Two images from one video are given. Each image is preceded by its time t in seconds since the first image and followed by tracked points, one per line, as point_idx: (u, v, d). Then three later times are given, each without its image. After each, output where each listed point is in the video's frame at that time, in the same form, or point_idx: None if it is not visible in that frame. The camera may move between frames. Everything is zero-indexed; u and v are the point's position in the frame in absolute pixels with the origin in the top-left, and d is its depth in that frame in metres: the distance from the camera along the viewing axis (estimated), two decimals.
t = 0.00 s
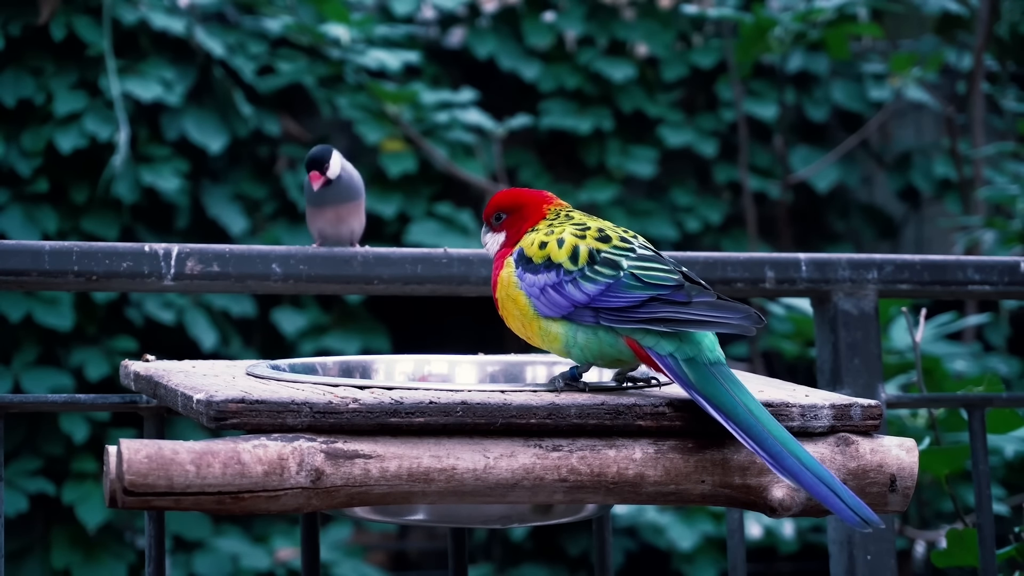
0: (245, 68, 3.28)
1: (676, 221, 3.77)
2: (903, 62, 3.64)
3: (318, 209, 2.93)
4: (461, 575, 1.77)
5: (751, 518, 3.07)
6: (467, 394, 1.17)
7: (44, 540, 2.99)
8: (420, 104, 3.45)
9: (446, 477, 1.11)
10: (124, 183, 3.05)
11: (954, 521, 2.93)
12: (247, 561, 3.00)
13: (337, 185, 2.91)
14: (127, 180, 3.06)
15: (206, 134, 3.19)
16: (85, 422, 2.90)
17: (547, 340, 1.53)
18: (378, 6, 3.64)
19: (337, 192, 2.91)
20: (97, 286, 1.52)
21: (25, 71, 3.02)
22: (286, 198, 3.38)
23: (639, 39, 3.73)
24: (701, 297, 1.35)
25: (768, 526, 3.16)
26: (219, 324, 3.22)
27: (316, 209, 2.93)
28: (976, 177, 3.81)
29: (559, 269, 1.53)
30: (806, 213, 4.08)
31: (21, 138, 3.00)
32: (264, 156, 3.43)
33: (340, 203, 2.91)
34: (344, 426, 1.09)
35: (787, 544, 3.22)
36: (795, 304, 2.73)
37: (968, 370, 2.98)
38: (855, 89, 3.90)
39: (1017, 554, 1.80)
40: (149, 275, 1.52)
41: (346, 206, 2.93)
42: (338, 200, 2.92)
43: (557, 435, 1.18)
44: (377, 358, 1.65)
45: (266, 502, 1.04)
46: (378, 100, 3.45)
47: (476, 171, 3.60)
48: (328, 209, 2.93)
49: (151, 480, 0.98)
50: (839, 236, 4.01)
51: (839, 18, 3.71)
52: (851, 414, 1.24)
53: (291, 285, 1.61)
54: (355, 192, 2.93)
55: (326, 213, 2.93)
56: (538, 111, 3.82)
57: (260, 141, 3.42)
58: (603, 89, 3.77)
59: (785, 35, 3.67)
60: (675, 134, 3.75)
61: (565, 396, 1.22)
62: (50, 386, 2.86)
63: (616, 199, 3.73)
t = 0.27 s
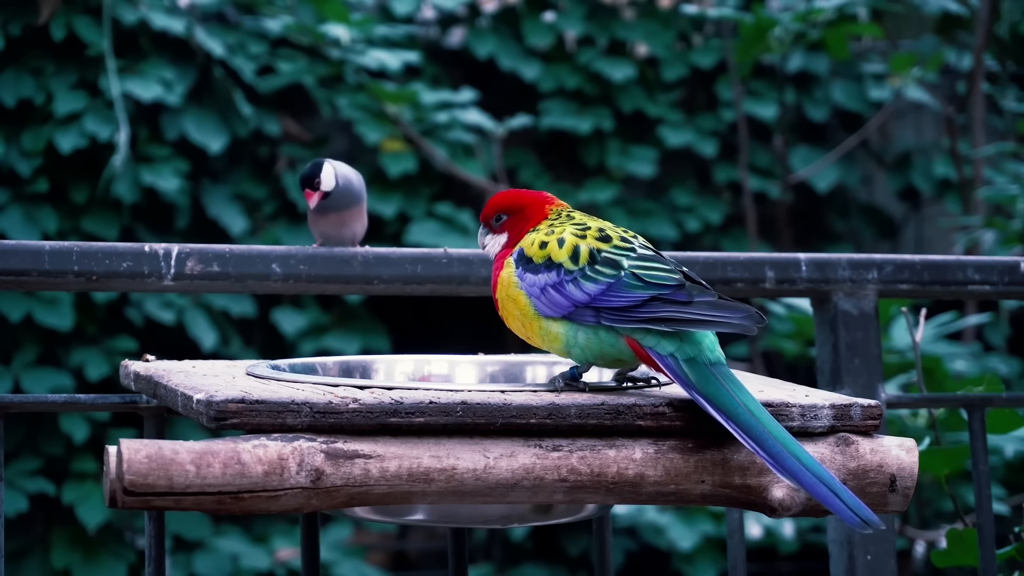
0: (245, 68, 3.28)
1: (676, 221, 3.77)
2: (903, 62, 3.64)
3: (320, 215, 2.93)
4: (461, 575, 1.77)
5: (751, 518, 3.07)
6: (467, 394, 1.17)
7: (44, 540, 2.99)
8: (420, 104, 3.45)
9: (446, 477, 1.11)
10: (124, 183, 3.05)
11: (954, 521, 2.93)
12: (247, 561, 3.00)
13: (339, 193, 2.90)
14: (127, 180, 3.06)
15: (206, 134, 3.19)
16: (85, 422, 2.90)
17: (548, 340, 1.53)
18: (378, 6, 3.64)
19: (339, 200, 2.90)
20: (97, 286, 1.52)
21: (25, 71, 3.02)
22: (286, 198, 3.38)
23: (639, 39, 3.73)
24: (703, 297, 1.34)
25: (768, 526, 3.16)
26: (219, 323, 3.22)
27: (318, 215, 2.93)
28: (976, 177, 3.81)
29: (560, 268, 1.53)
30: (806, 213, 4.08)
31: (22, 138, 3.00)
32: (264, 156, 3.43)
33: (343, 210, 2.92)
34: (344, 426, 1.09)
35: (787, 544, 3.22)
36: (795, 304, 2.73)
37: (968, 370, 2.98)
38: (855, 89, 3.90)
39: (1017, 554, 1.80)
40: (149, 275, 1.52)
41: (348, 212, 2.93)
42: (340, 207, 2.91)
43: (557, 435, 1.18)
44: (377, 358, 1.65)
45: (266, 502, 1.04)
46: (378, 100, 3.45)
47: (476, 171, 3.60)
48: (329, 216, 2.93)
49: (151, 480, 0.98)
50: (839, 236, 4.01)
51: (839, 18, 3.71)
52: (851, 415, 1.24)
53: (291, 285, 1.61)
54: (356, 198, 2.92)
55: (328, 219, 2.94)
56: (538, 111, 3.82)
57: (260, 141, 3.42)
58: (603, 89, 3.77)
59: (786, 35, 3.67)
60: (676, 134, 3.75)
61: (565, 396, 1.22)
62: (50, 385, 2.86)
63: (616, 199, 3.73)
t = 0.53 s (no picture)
0: (245, 68, 3.28)
1: (676, 221, 3.77)
2: (903, 62, 3.64)
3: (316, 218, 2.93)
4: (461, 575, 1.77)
5: (751, 518, 3.07)
6: (467, 394, 1.17)
7: (44, 540, 2.99)
8: (420, 104, 3.45)
9: (446, 477, 1.11)
10: (124, 183, 3.05)
11: (954, 521, 2.94)
12: (247, 562, 3.00)
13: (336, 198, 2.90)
14: (127, 180, 3.06)
15: (206, 134, 3.19)
16: (85, 422, 2.90)
17: (548, 340, 1.53)
18: (378, 6, 3.64)
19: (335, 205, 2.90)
20: (97, 286, 1.52)
21: (25, 71, 3.02)
22: (286, 198, 3.39)
23: (639, 39, 3.73)
24: (704, 297, 1.34)
25: (768, 526, 3.16)
26: (219, 323, 3.22)
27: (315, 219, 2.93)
28: (976, 177, 3.81)
29: (561, 268, 1.53)
30: (806, 213, 4.08)
31: (21, 138, 3.01)
32: (264, 156, 3.43)
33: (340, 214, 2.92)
34: (344, 426, 1.09)
35: (787, 544, 3.22)
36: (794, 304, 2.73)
37: (968, 370, 2.98)
38: (855, 89, 3.90)
39: (1017, 554, 1.80)
40: (149, 275, 1.52)
41: (345, 215, 2.94)
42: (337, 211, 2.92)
43: (557, 435, 1.18)
44: (377, 358, 1.65)
45: (266, 502, 1.04)
46: (378, 100, 3.45)
47: (476, 171, 3.60)
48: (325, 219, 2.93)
49: (151, 480, 0.98)
50: (839, 236, 4.01)
51: (839, 18, 3.71)
52: (851, 415, 1.24)
53: (291, 285, 1.61)
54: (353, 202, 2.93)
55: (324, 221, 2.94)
56: (538, 111, 3.82)
57: (260, 141, 3.42)
58: (603, 89, 3.77)
59: (786, 34, 3.67)
60: (675, 134, 3.75)
61: (566, 396, 1.22)
62: (50, 385, 2.86)
63: (616, 199, 3.73)
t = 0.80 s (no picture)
0: (245, 68, 3.28)
1: (676, 221, 3.77)
2: (902, 62, 3.64)
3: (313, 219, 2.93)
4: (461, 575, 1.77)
5: (751, 518, 3.07)
6: (467, 394, 1.17)
7: (44, 540, 2.99)
8: (420, 104, 3.45)
9: (446, 477, 1.11)
10: (124, 183, 3.05)
11: (954, 520, 2.94)
12: (247, 561, 3.00)
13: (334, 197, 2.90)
14: (127, 180, 3.06)
15: (206, 134, 3.19)
16: (85, 422, 2.90)
17: (547, 340, 1.53)
18: (378, 6, 3.64)
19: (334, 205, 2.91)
20: (97, 286, 1.52)
21: (25, 71, 3.02)
22: (286, 198, 3.39)
23: (638, 39, 3.73)
24: (705, 298, 1.34)
25: (768, 526, 3.16)
26: (219, 323, 3.22)
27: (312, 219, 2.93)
28: (976, 177, 3.81)
29: (561, 268, 1.53)
30: (806, 213, 4.08)
31: (22, 138, 3.00)
32: (264, 156, 3.43)
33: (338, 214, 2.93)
34: (344, 426, 1.09)
35: (787, 544, 3.22)
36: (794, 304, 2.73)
37: (968, 370, 2.98)
38: (855, 89, 3.90)
39: (1017, 554, 1.80)
40: (149, 275, 1.52)
41: (343, 214, 2.94)
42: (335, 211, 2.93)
43: (557, 435, 1.18)
44: (377, 358, 1.65)
45: (266, 502, 1.04)
46: (378, 100, 3.45)
47: (476, 171, 3.60)
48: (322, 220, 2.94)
49: (151, 480, 0.98)
50: (839, 236, 4.01)
51: (839, 18, 3.72)
52: (851, 415, 1.24)
53: (291, 285, 1.61)
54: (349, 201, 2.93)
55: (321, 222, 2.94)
56: (538, 111, 3.82)
57: (260, 141, 3.42)
58: (603, 89, 3.77)
59: (786, 34, 3.67)
60: (675, 134, 3.75)
61: (565, 396, 1.22)
62: (50, 386, 2.86)
63: (616, 199, 3.73)
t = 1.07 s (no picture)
0: (245, 68, 3.28)
1: (676, 221, 3.77)
2: (902, 62, 3.64)
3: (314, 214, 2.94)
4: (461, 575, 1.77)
5: (751, 518, 3.07)
6: (467, 394, 1.17)
7: (44, 540, 2.99)
8: (420, 104, 3.45)
9: (446, 477, 1.11)
10: (124, 183, 3.05)
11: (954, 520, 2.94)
12: (247, 561, 3.00)
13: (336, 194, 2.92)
14: (127, 180, 3.06)
15: (206, 134, 3.19)
16: (85, 422, 2.90)
17: (547, 339, 1.53)
18: (378, 6, 3.64)
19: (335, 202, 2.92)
20: (97, 286, 1.52)
21: (25, 71, 3.02)
22: (286, 198, 3.39)
23: (638, 39, 3.73)
24: (705, 298, 1.34)
25: (768, 526, 3.16)
26: (219, 323, 3.22)
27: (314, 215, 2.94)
28: (976, 177, 3.81)
29: (561, 268, 1.53)
30: (806, 213, 4.08)
31: (22, 138, 3.00)
32: (264, 156, 3.43)
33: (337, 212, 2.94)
34: (344, 426, 1.09)
35: (787, 544, 3.22)
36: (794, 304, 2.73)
37: (968, 370, 2.98)
38: (855, 89, 3.90)
39: (1017, 554, 1.80)
40: (149, 275, 1.52)
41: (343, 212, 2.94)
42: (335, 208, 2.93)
43: (557, 435, 1.18)
44: (377, 358, 1.65)
45: (266, 502, 1.04)
46: (378, 100, 3.45)
47: (476, 171, 3.60)
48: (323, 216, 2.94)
49: (151, 480, 0.98)
50: (839, 236, 4.01)
51: (839, 18, 3.72)
52: (851, 415, 1.24)
53: (291, 285, 1.61)
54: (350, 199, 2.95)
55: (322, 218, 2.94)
56: (538, 111, 3.82)
57: (260, 141, 3.42)
58: (603, 89, 3.77)
59: (786, 34, 3.67)
60: (675, 133, 3.75)
61: (566, 396, 1.22)
62: (50, 385, 2.86)
63: (616, 199, 3.74)
